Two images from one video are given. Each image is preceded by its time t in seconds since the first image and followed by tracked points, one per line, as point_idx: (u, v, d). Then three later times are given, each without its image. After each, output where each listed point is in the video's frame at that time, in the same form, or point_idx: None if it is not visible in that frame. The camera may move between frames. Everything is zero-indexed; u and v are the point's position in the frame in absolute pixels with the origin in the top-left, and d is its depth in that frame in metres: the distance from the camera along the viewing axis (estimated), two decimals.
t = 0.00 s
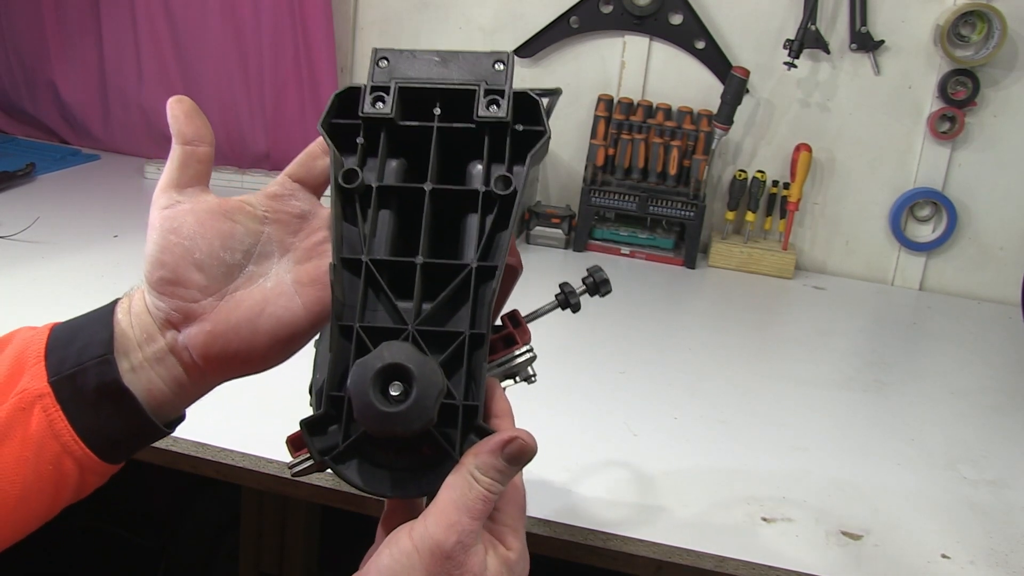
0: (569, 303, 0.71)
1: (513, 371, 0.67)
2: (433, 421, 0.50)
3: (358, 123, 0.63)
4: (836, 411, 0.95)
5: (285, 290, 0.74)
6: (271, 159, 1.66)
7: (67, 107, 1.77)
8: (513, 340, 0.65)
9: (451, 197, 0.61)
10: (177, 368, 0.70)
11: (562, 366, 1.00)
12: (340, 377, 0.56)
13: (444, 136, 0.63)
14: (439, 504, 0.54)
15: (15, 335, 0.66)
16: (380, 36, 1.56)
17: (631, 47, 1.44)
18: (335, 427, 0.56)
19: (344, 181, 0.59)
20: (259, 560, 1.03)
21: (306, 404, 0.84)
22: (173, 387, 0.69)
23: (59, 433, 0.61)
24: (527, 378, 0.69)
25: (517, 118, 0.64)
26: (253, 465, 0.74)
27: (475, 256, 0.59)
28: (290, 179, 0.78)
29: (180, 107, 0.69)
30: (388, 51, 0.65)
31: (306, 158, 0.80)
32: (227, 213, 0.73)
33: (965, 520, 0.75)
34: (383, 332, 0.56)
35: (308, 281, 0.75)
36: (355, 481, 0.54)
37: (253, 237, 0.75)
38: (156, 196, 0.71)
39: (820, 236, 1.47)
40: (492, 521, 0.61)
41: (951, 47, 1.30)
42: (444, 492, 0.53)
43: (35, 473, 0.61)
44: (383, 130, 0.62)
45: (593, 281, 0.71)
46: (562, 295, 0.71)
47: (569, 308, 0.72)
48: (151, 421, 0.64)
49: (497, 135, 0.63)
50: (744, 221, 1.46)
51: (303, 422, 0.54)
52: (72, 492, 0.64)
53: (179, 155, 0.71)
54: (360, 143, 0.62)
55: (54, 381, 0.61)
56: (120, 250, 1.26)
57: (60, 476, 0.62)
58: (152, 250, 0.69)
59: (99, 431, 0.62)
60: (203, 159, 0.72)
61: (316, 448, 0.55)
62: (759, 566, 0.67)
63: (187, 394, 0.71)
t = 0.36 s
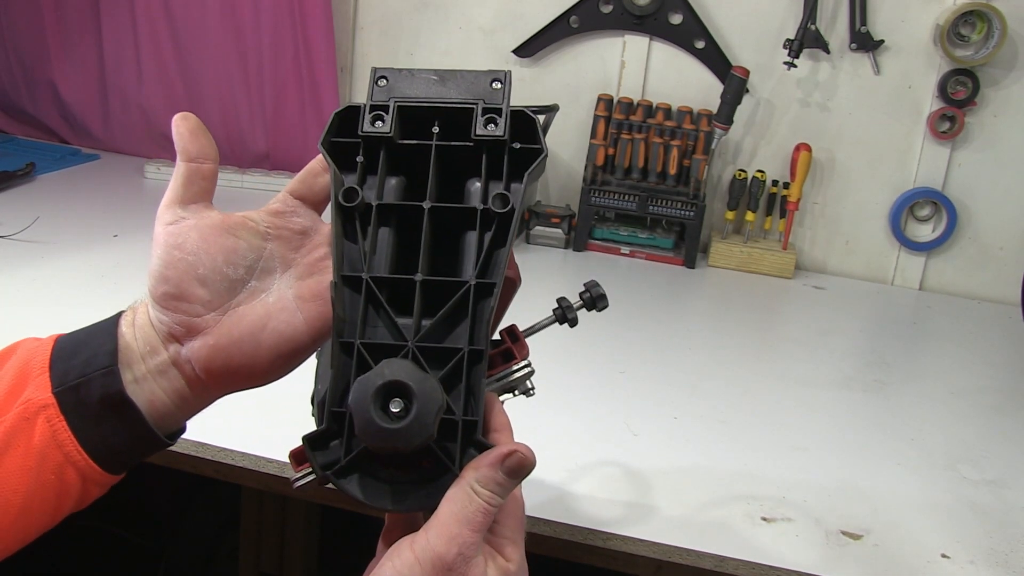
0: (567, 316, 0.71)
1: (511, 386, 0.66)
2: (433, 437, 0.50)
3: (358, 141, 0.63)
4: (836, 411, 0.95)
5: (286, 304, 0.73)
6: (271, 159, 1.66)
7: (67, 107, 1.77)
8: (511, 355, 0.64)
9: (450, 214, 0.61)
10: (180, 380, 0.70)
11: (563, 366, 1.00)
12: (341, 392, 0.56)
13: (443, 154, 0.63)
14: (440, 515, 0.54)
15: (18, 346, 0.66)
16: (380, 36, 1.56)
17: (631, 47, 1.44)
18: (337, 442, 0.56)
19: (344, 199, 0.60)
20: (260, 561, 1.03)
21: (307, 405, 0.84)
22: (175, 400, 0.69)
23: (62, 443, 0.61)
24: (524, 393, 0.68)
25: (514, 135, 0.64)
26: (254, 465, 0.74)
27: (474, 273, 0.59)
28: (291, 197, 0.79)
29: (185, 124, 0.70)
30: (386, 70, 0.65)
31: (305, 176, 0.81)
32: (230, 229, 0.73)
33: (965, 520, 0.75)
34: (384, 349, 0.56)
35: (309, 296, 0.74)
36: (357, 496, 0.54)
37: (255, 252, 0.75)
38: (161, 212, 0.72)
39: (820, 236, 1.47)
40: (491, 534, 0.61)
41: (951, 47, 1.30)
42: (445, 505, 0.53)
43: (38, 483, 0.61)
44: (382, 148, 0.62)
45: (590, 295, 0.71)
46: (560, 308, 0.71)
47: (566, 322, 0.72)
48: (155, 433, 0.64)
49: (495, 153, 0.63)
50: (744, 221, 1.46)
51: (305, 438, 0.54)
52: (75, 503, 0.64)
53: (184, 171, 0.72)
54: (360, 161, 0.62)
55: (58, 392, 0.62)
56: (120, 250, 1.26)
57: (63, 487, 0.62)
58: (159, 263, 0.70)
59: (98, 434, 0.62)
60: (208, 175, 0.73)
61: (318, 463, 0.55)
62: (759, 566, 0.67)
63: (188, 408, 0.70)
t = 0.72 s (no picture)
0: (562, 315, 0.71)
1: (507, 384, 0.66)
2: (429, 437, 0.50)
3: (354, 140, 0.63)
4: (835, 411, 0.95)
5: (284, 304, 0.74)
6: (271, 159, 1.66)
7: (67, 107, 1.77)
8: (507, 354, 0.64)
9: (445, 213, 0.61)
10: (178, 380, 0.70)
11: (563, 366, 1.00)
12: (337, 391, 0.56)
13: (439, 153, 0.63)
14: (435, 515, 0.53)
15: (16, 347, 0.66)
16: (380, 36, 1.56)
17: (630, 47, 1.44)
18: (332, 441, 0.56)
19: (340, 199, 0.60)
20: (259, 561, 1.03)
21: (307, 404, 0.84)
22: (173, 399, 0.69)
23: (59, 443, 0.61)
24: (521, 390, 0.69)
25: (508, 133, 0.64)
26: (253, 465, 0.74)
27: (469, 272, 0.59)
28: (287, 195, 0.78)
29: (181, 124, 0.70)
30: (380, 70, 0.65)
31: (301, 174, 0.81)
32: (226, 228, 0.73)
33: (965, 520, 0.75)
34: (379, 348, 0.56)
35: (306, 294, 0.75)
36: (353, 496, 0.54)
37: (251, 251, 0.75)
38: (158, 211, 0.72)
39: (820, 236, 1.47)
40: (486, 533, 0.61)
41: (951, 47, 1.30)
42: (442, 504, 0.53)
43: (35, 483, 0.61)
44: (378, 148, 0.63)
45: (586, 293, 0.70)
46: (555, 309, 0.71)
47: (562, 321, 0.72)
48: (151, 434, 0.64)
49: (490, 151, 0.63)
50: (744, 221, 1.46)
51: (301, 438, 0.54)
52: (72, 503, 0.64)
53: (179, 172, 0.71)
54: (355, 161, 0.62)
55: (55, 393, 0.61)
56: (120, 250, 1.26)
57: (60, 487, 0.62)
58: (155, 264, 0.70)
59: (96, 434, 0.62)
60: (204, 176, 0.73)
61: (314, 463, 0.55)
62: (759, 566, 0.67)
63: (186, 408, 0.70)
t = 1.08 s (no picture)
0: (553, 315, 0.71)
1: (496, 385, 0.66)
2: (414, 434, 0.50)
3: (344, 141, 0.63)
4: (835, 411, 0.95)
5: (278, 306, 0.73)
6: (271, 159, 1.67)
7: (67, 107, 1.77)
8: (495, 353, 0.65)
9: (433, 213, 0.61)
10: (175, 384, 0.69)
11: (563, 366, 1.00)
12: (325, 390, 0.56)
13: (427, 154, 0.63)
14: (421, 512, 0.53)
15: (8, 349, 0.67)
16: (381, 36, 1.56)
17: (630, 47, 1.44)
18: (320, 440, 0.56)
19: (328, 200, 0.60)
20: (260, 561, 1.03)
21: (306, 405, 0.84)
22: (169, 403, 0.69)
23: (52, 448, 0.62)
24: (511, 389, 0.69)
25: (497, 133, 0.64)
26: (254, 465, 0.74)
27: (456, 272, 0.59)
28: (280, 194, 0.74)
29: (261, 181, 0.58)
30: (369, 72, 0.66)
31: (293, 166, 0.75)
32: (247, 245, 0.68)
33: (965, 520, 0.75)
34: (367, 347, 0.57)
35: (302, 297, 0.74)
36: (339, 494, 0.54)
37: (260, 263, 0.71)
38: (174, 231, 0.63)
39: (820, 236, 1.47)
40: (474, 529, 0.61)
41: (951, 47, 1.30)
42: (427, 502, 0.53)
43: (31, 487, 0.62)
44: (367, 148, 0.63)
45: (577, 292, 0.71)
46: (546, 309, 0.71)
47: (553, 321, 0.72)
48: (147, 435, 0.64)
49: (479, 151, 0.63)
50: (744, 221, 1.46)
51: (287, 437, 0.54)
52: (69, 505, 0.65)
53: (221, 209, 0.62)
54: (344, 161, 0.62)
55: (48, 399, 0.62)
56: (120, 250, 1.26)
57: (56, 490, 0.63)
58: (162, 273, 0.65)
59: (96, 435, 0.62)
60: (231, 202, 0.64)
61: (301, 461, 0.55)
62: (759, 565, 0.67)
63: (181, 410, 0.70)
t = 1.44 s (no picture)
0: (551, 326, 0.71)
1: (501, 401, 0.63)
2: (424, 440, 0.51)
3: (343, 159, 0.63)
4: (835, 411, 0.95)
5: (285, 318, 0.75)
6: (271, 159, 1.67)
7: (67, 107, 1.77)
8: (499, 362, 0.62)
9: (434, 226, 0.61)
10: (169, 391, 0.69)
11: (562, 366, 1.00)
12: (334, 401, 0.57)
13: (426, 170, 0.63)
14: (367, 476, 0.45)
15: None
16: (381, 36, 1.56)
17: (630, 47, 1.44)
18: (329, 453, 0.56)
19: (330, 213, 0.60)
20: (260, 561, 1.03)
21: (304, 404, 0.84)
22: (162, 411, 0.69)
23: (41, 457, 0.62)
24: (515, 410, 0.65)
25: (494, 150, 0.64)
26: (253, 465, 0.74)
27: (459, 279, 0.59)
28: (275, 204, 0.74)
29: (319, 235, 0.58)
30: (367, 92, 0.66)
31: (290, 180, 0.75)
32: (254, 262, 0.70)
33: (965, 520, 0.75)
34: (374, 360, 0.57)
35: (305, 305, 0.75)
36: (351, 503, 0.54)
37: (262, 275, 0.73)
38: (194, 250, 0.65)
39: (820, 236, 1.47)
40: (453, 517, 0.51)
41: (951, 47, 1.30)
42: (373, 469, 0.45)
43: (18, 496, 0.62)
44: (366, 165, 0.63)
45: (574, 303, 0.70)
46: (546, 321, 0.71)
47: (551, 332, 0.72)
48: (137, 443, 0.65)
49: (477, 167, 0.63)
50: (744, 221, 1.46)
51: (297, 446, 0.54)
52: (58, 514, 0.65)
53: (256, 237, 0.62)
54: (344, 178, 0.62)
55: (36, 407, 0.62)
56: (119, 250, 1.26)
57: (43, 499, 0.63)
58: (170, 282, 0.66)
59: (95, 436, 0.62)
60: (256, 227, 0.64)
61: (311, 473, 0.54)
62: (759, 566, 0.67)
63: (175, 417, 0.70)
